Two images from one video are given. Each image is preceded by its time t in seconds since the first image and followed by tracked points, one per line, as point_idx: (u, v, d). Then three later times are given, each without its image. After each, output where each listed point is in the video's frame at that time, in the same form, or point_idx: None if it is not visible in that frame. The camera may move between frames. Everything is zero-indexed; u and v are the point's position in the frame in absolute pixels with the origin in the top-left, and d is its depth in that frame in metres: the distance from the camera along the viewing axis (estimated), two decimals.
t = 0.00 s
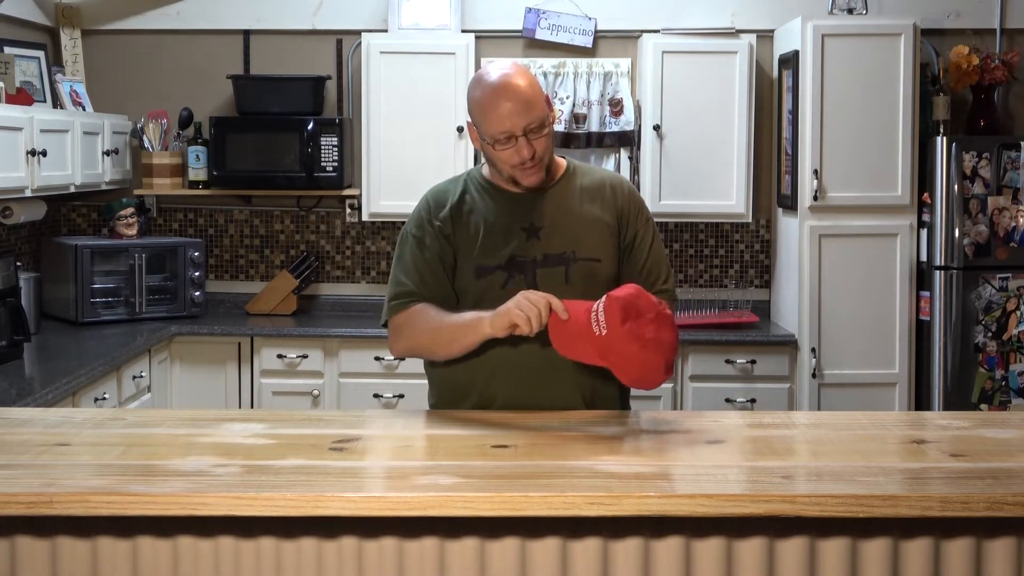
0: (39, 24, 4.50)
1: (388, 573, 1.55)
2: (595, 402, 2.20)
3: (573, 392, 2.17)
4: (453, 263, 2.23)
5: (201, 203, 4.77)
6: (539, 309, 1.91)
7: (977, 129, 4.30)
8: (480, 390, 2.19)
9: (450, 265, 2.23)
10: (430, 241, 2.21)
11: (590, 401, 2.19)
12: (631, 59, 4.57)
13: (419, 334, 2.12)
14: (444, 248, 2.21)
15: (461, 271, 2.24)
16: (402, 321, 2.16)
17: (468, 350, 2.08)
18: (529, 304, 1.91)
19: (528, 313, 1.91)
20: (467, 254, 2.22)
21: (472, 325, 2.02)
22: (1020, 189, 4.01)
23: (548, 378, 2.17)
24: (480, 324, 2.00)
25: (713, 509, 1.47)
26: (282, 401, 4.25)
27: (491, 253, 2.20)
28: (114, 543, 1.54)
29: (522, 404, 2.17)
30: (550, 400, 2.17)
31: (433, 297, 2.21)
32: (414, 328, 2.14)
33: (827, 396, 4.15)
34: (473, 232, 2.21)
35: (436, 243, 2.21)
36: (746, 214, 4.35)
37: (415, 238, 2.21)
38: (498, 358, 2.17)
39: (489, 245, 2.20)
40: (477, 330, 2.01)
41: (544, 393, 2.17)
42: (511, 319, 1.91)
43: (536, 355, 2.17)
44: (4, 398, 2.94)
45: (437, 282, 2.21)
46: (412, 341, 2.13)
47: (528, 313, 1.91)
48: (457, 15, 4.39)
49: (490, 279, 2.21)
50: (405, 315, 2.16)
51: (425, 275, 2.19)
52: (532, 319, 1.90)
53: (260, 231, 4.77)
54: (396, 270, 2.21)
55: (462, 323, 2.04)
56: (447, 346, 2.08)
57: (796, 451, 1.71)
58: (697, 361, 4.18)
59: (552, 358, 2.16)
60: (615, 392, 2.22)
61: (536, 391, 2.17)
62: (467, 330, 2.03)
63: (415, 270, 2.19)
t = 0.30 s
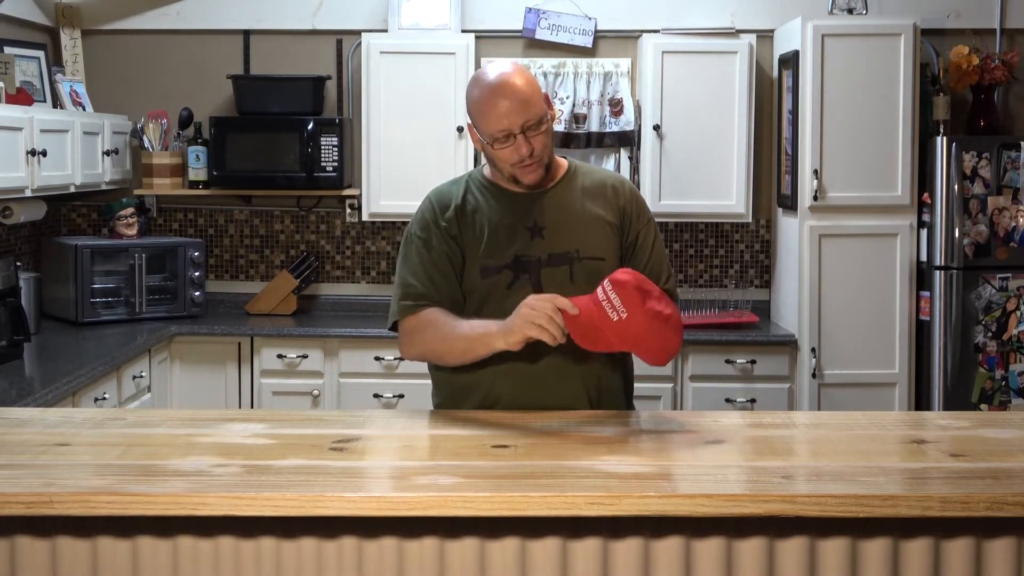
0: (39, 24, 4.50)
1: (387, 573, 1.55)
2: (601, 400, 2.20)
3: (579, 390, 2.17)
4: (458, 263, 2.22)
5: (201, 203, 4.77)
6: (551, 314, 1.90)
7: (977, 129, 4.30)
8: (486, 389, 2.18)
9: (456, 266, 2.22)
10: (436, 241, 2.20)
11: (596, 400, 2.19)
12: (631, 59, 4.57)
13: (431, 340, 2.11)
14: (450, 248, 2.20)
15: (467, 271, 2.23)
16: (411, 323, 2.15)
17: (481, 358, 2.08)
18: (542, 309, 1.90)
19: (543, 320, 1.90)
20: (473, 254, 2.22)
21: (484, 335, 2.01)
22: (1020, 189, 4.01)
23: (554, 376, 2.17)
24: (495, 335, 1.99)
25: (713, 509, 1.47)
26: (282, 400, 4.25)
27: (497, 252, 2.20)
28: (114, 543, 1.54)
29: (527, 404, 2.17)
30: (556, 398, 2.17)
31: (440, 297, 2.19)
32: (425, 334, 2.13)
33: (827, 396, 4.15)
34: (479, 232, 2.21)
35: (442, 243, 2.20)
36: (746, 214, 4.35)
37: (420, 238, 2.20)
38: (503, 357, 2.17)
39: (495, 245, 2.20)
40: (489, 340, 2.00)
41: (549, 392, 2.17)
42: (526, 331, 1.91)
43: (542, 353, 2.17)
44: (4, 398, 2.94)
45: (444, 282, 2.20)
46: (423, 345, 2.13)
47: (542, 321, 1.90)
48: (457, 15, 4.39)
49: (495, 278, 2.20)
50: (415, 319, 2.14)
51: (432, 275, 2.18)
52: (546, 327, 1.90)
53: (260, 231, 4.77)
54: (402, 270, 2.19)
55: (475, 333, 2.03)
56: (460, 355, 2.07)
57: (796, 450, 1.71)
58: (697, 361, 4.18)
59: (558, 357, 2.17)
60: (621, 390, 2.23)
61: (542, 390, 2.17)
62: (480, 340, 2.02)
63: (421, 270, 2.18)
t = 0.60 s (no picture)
0: (39, 24, 4.50)
1: (387, 573, 1.55)
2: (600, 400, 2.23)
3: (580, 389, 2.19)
4: (467, 263, 2.21)
5: (201, 203, 4.77)
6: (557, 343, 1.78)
7: (977, 129, 4.30)
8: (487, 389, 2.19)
9: (464, 266, 2.21)
10: (441, 242, 2.19)
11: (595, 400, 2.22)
12: (631, 59, 4.57)
13: (439, 354, 2.09)
14: (456, 249, 2.20)
15: (473, 271, 2.22)
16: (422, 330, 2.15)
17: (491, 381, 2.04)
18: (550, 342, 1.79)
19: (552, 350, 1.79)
20: (479, 254, 2.21)
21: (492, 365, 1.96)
22: (1020, 189, 4.01)
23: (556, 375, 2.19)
24: (503, 367, 1.93)
25: (713, 509, 1.47)
26: (282, 401, 4.24)
27: (502, 252, 2.20)
28: (114, 543, 1.54)
29: (530, 404, 2.19)
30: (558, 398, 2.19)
31: (449, 298, 2.18)
32: (433, 347, 2.11)
33: (827, 396, 4.15)
34: (484, 231, 2.20)
35: (448, 243, 2.19)
36: (746, 214, 4.35)
37: (426, 239, 2.19)
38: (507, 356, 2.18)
39: (500, 244, 2.20)
40: (497, 370, 1.95)
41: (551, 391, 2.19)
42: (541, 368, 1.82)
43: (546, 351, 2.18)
44: (4, 398, 2.94)
45: (452, 283, 2.19)
46: (430, 355, 2.12)
47: (553, 355, 1.80)
48: (457, 15, 4.39)
49: (501, 278, 2.20)
50: (428, 331, 2.14)
51: (438, 276, 2.18)
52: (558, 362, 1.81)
53: (260, 231, 4.77)
54: (409, 272, 2.18)
55: (482, 359, 1.99)
56: (467, 377, 2.04)
57: (796, 450, 1.71)
58: (697, 361, 4.18)
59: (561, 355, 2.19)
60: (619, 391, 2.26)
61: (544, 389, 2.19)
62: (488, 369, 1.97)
63: (428, 271, 2.17)
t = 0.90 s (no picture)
0: (39, 24, 4.50)
1: (387, 573, 1.55)
2: (599, 400, 2.20)
3: (579, 389, 2.17)
4: (465, 261, 2.22)
5: (201, 203, 4.77)
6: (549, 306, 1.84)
7: (977, 129, 4.30)
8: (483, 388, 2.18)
9: (463, 264, 2.21)
10: (441, 239, 2.20)
11: (594, 398, 2.18)
12: (631, 59, 4.57)
13: (433, 345, 2.09)
14: (455, 245, 2.20)
15: (472, 269, 2.23)
16: (416, 326, 2.13)
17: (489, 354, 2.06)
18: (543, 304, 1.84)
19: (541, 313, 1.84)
20: (477, 252, 2.22)
21: (483, 338, 1.97)
22: (1020, 189, 4.01)
23: (553, 375, 2.17)
24: (494, 334, 1.95)
25: (713, 509, 1.47)
26: (282, 401, 4.24)
27: (501, 250, 2.20)
28: (114, 543, 1.54)
29: (528, 403, 2.17)
30: (557, 397, 2.16)
31: (447, 296, 2.19)
32: (427, 339, 2.10)
33: (827, 396, 4.15)
34: (483, 230, 2.21)
35: (447, 240, 2.20)
36: (746, 214, 4.35)
37: (425, 236, 2.20)
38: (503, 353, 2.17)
39: (499, 243, 2.20)
40: (490, 342, 1.97)
41: (549, 390, 2.16)
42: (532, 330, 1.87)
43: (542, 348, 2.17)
44: (4, 399, 2.94)
45: (450, 280, 2.20)
46: (427, 350, 2.11)
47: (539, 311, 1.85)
48: (457, 15, 4.39)
49: (499, 276, 2.21)
50: (421, 324, 2.12)
51: (437, 274, 2.18)
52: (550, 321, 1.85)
53: (260, 231, 4.77)
54: (409, 269, 2.19)
55: (473, 335, 2.00)
56: (467, 359, 2.05)
57: (796, 451, 1.71)
58: (697, 361, 4.18)
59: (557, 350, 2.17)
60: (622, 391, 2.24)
61: (542, 387, 2.17)
62: (481, 343, 1.98)
63: (428, 268, 2.18)
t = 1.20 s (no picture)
0: (39, 24, 4.50)
1: (387, 573, 1.55)
2: (596, 401, 2.20)
3: (576, 390, 2.17)
4: (464, 261, 2.22)
5: (201, 203, 4.77)
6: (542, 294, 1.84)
7: (977, 129, 4.30)
8: (480, 389, 2.18)
9: (461, 264, 2.22)
10: (440, 239, 2.20)
11: (590, 399, 2.19)
12: (631, 59, 4.57)
13: (432, 345, 2.08)
14: (454, 246, 2.20)
15: (471, 269, 2.23)
16: (416, 327, 2.13)
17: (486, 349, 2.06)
18: (536, 292, 1.84)
19: (533, 300, 1.84)
20: (476, 252, 2.22)
21: (480, 330, 1.98)
22: (1019, 189, 4.01)
23: (550, 376, 2.17)
24: (491, 326, 1.95)
25: (713, 509, 1.47)
26: (282, 401, 4.24)
27: (499, 251, 2.20)
28: (114, 543, 1.54)
29: (526, 404, 2.17)
30: (554, 398, 2.17)
31: (446, 296, 2.19)
32: (425, 340, 2.10)
33: (827, 396, 4.15)
34: (481, 230, 2.21)
35: (446, 241, 2.20)
36: (746, 214, 4.35)
37: (424, 236, 2.20)
38: (501, 354, 2.17)
39: (497, 243, 2.20)
40: (487, 334, 1.97)
41: (546, 390, 2.17)
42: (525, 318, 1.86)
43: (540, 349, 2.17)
44: (4, 398, 2.94)
45: (449, 281, 2.20)
46: (426, 351, 2.10)
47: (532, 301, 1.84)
48: (457, 15, 4.39)
49: (497, 277, 2.21)
50: (418, 322, 2.12)
51: (436, 274, 2.18)
52: (543, 309, 1.85)
53: (260, 231, 4.77)
54: (408, 270, 2.19)
55: (469, 328, 2.00)
56: (466, 355, 2.05)
57: (796, 451, 1.71)
58: (697, 361, 4.18)
59: (555, 352, 2.17)
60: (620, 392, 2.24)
61: (539, 388, 2.17)
62: (479, 336, 1.99)
63: (427, 269, 2.18)
